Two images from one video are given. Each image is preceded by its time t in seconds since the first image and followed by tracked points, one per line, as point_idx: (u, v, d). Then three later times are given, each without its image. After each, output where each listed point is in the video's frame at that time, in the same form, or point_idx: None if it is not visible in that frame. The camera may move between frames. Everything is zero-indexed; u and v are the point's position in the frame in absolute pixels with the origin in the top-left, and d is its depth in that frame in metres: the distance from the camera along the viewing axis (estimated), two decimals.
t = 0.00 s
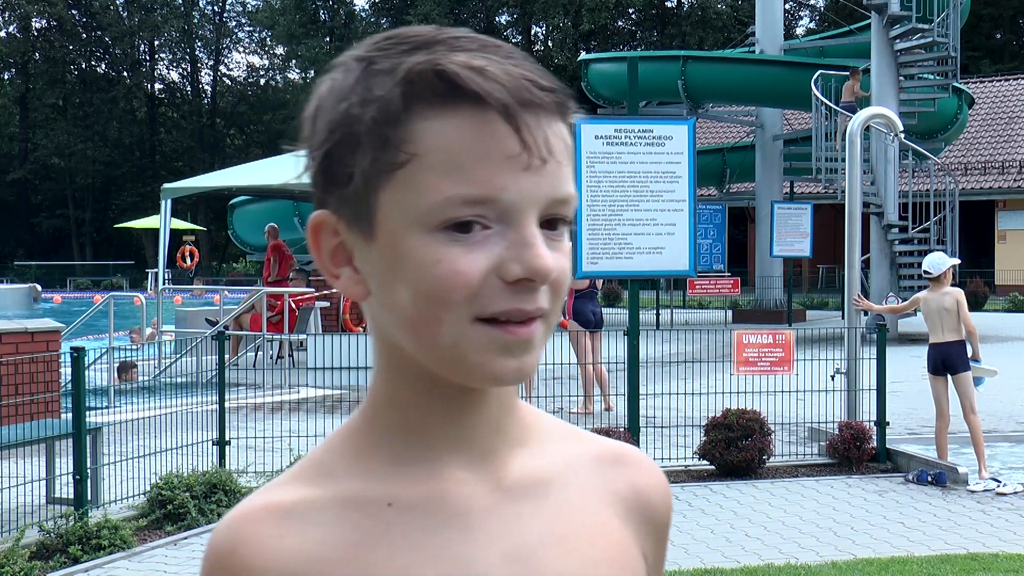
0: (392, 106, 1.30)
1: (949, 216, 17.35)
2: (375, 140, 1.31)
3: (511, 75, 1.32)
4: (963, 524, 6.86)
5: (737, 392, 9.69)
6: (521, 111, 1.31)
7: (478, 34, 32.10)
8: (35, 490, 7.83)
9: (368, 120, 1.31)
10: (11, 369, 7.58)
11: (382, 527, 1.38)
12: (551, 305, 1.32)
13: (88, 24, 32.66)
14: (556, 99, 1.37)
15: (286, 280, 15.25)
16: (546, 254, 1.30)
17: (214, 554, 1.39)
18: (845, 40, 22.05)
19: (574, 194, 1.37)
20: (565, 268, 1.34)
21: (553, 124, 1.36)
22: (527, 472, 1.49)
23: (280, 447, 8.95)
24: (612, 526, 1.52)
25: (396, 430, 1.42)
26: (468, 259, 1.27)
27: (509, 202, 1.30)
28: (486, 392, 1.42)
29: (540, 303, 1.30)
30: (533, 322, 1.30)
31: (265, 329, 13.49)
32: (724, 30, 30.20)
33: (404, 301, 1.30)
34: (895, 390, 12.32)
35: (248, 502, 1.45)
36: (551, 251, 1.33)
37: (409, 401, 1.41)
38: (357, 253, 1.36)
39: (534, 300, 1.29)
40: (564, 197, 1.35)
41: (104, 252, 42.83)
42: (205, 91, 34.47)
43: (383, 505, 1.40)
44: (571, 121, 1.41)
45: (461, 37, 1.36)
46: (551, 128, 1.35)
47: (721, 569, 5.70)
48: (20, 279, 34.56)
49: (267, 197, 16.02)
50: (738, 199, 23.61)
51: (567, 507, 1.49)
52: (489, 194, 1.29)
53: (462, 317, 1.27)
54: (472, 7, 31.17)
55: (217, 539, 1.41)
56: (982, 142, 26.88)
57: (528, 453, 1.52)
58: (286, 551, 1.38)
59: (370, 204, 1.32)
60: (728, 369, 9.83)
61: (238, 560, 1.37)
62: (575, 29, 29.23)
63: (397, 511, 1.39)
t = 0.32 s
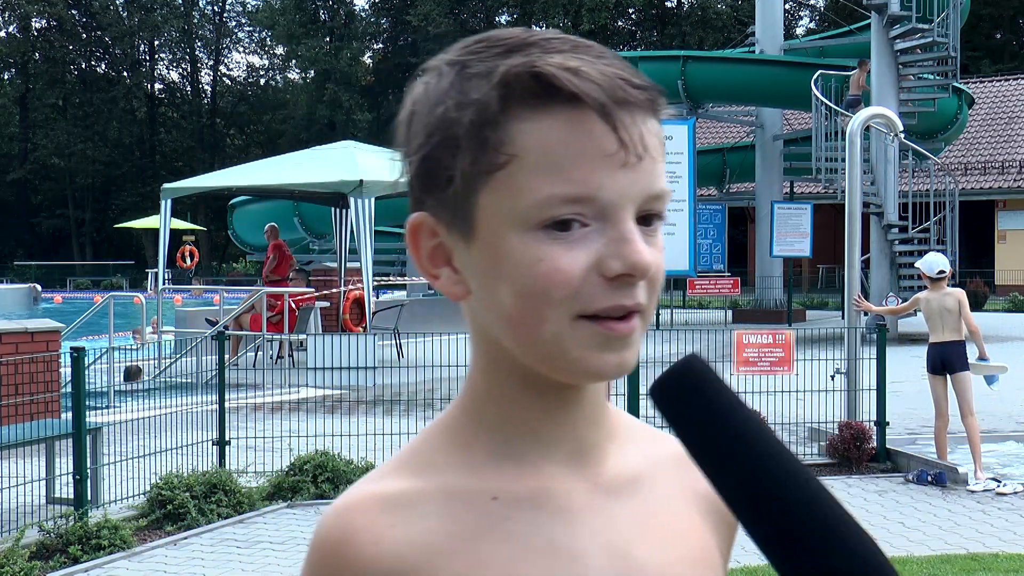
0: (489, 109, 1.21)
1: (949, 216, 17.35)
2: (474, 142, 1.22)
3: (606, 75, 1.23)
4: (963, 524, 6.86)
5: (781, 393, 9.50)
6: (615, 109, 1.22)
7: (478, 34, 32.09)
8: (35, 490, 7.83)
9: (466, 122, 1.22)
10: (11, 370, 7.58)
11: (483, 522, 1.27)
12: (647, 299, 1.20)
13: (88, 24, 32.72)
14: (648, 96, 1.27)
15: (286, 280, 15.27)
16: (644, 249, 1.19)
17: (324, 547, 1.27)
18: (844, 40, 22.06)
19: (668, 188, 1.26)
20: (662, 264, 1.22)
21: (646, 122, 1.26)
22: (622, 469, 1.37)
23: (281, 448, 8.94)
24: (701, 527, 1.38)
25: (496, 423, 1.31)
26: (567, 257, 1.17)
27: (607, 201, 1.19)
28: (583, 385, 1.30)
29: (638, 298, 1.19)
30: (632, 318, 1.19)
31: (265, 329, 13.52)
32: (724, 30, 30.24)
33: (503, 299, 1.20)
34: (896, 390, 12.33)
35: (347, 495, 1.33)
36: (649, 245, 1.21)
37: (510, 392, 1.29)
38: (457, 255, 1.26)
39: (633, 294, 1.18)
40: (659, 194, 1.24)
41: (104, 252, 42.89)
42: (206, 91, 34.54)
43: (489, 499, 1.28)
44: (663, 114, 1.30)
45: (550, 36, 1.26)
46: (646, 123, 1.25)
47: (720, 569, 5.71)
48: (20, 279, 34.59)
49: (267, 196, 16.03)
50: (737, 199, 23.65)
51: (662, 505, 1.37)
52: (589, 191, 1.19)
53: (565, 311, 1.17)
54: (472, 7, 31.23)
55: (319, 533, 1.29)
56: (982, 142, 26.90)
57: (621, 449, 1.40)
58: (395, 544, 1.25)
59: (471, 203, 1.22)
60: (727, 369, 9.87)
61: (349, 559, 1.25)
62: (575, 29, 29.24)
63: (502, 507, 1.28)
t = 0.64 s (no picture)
0: (543, 116, 1.23)
1: (949, 216, 17.35)
2: (529, 151, 1.24)
3: (657, 81, 1.24)
4: (964, 524, 6.86)
5: (781, 393, 9.28)
6: (668, 114, 1.23)
7: (478, 33, 31.98)
8: (35, 490, 7.83)
9: (520, 131, 1.24)
10: (11, 370, 7.58)
11: (544, 519, 1.29)
12: (704, 304, 1.22)
13: (88, 24, 32.64)
14: (702, 99, 1.28)
15: (286, 280, 15.27)
16: (696, 253, 1.20)
17: (386, 535, 1.28)
18: (844, 40, 22.06)
19: (721, 193, 1.27)
20: (714, 266, 1.24)
21: (698, 125, 1.28)
22: (677, 468, 1.39)
23: (282, 448, 8.98)
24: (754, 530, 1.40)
25: (555, 419, 1.34)
26: (620, 262, 1.19)
27: (660, 206, 1.20)
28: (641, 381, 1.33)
29: (692, 302, 1.20)
30: (688, 317, 1.20)
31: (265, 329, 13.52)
32: (723, 30, 30.19)
33: (559, 301, 1.23)
34: (896, 390, 12.33)
35: (410, 486, 1.34)
36: (701, 246, 1.22)
37: (568, 389, 1.32)
38: (512, 256, 1.29)
39: (686, 298, 1.19)
40: (714, 198, 1.25)
41: (103, 252, 42.87)
42: (206, 91, 34.48)
43: (548, 493, 1.30)
44: (714, 120, 1.32)
45: (605, 42, 1.28)
46: (698, 128, 1.26)
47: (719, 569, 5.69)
48: (20, 279, 34.57)
49: (267, 196, 16.04)
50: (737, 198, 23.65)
51: (718, 505, 1.39)
52: (644, 196, 1.20)
53: (624, 314, 1.19)
54: (472, 6, 31.13)
55: (382, 524, 1.30)
56: (982, 142, 26.91)
57: (683, 450, 1.42)
58: (455, 536, 1.26)
59: (527, 209, 1.25)
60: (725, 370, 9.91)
61: (410, 544, 1.26)
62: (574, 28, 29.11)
63: (562, 502, 1.30)
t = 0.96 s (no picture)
0: (525, 118, 1.24)
1: (949, 216, 17.35)
2: (515, 152, 1.25)
3: (636, 74, 1.25)
4: (963, 524, 6.86)
5: (781, 393, 9.27)
6: (648, 108, 1.23)
7: (477, 34, 31.92)
8: (35, 490, 7.82)
9: (504, 133, 1.25)
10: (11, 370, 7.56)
11: (540, 524, 1.29)
12: (697, 295, 1.23)
13: (88, 24, 32.63)
14: (681, 92, 1.29)
15: (286, 280, 15.26)
16: (686, 243, 1.20)
17: (384, 544, 1.29)
18: (844, 40, 22.04)
19: (709, 187, 1.28)
20: (706, 256, 1.25)
21: (680, 118, 1.28)
22: (676, 472, 1.38)
23: (282, 448, 8.98)
24: (755, 531, 1.39)
25: (551, 425, 1.34)
26: (612, 255, 1.19)
27: (646, 200, 1.20)
28: (635, 379, 1.32)
29: (686, 292, 1.21)
30: (680, 310, 1.20)
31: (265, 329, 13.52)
32: (723, 30, 30.17)
33: (552, 301, 1.23)
34: (896, 390, 12.32)
35: (410, 491, 1.34)
36: (691, 240, 1.23)
37: (561, 392, 1.32)
38: (505, 261, 1.30)
39: (677, 289, 1.20)
40: (701, 192, 1.26)
41: (104, 252, 42.87)
42: (206, 91, 34.49)
43: (544, 498, 1.31)
44: (697, 114, 1.33)
45: (582, 44, 1.29)
46: (680, 120, 1.27)
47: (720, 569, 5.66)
48: (19, 279, 34.57)
49: (266, 196, 16.05)
50: (736, 198, 23.66)
51: (719, 508, 1.38)
52: (630, 192, 1.20)
53: (615, 310, 1.19)
54: (471, 6, 31.08)
55: (382, 530, 1.31)
56: (982, 142, 26.90)
57: (680, 454, 1.41)
58: (454, 541, 1.27)
59: (515, 211, 1.26)
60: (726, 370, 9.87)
61: (409, 549, 1.27)
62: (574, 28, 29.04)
63: (559, 506, 1.30)
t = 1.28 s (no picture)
0: (496, 110, 1.24)
1: (949, 217, 17.35)
2: (485, 146, 1.24)
3: (607, 65, 1.27)
4: (964, 524, 6.86)
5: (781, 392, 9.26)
6: (621, 97, 1.25)
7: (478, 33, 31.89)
8: (35, 490, 7.82)
9: (472, 127, 1.25)
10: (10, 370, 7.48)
11: (515, 526, 1.30)
12: (674, 284, 1.24)
13: (88, 24, 32.63)
14: (652, 85, 1.31)
15: (286, 280, 15.26)
16: (662, 231, 1.22)
17: (355, 542, 1.31)
18: (844, 40, 22.04)
19: (679, 176, 1.30)
20: (682, 246, 1.27)
21: (651, 108, 1.30)
22: (652, 477, 1.39)
23: (281, 448, 8.97)
24: (728, 538, 1.40)
25: (524, 425, 1.34)
26: (587, 244, 1.20)
27: (622, 190, 1.22)
28: (612, 374, 1.32)
29: (663, 279, 1.22)
30: (657, 296, 1.22)
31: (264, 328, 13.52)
32: (724, 30, 30.16)
33: (526, 296, 1.23)
34: (897, 390, 12.31)
35: (383, 490, 1.36)
36: (666, 230, 1.25)
37: (533, 392, 1.32)
38: (477, 258, 1.29)
39: (655, 276, 1.21)
40: (671, 182, 1.27)
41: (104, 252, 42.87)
42: (206, 91, 34.51)
43: (518, 501, 1.32)
44: (666, 104, 1.35)
45: (550, 41, 1.30)
46: (652, 111, 1.29)
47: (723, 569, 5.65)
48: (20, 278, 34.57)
49: (266, 196, 16.06)
50: (736, 198, 23.66)
51: (694, 514, 1.39)
52: (606, 181, 1.22)
53: (592, 303, 1.19)
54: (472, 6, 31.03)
55: (353, 532, 1.32)
56: (982, 142, 26.89)
57: (656, 460, 1.42)
58: (428, 541, 1.29)
59: (487, 208, 1.25)
60: (726, 370, 9.84)
61: (380, 552, 1.29)
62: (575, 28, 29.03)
63: (532, 508, 1.31)
